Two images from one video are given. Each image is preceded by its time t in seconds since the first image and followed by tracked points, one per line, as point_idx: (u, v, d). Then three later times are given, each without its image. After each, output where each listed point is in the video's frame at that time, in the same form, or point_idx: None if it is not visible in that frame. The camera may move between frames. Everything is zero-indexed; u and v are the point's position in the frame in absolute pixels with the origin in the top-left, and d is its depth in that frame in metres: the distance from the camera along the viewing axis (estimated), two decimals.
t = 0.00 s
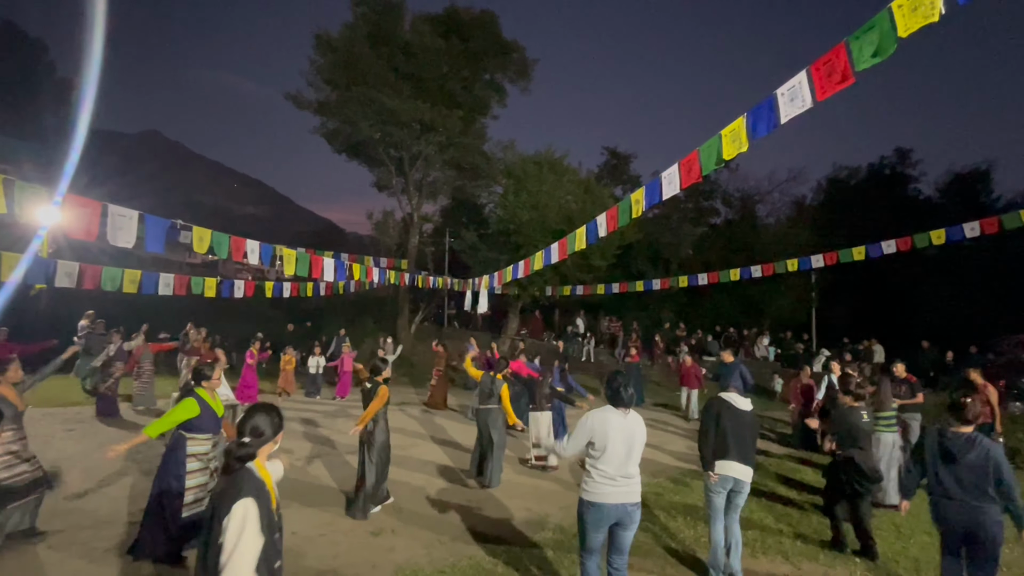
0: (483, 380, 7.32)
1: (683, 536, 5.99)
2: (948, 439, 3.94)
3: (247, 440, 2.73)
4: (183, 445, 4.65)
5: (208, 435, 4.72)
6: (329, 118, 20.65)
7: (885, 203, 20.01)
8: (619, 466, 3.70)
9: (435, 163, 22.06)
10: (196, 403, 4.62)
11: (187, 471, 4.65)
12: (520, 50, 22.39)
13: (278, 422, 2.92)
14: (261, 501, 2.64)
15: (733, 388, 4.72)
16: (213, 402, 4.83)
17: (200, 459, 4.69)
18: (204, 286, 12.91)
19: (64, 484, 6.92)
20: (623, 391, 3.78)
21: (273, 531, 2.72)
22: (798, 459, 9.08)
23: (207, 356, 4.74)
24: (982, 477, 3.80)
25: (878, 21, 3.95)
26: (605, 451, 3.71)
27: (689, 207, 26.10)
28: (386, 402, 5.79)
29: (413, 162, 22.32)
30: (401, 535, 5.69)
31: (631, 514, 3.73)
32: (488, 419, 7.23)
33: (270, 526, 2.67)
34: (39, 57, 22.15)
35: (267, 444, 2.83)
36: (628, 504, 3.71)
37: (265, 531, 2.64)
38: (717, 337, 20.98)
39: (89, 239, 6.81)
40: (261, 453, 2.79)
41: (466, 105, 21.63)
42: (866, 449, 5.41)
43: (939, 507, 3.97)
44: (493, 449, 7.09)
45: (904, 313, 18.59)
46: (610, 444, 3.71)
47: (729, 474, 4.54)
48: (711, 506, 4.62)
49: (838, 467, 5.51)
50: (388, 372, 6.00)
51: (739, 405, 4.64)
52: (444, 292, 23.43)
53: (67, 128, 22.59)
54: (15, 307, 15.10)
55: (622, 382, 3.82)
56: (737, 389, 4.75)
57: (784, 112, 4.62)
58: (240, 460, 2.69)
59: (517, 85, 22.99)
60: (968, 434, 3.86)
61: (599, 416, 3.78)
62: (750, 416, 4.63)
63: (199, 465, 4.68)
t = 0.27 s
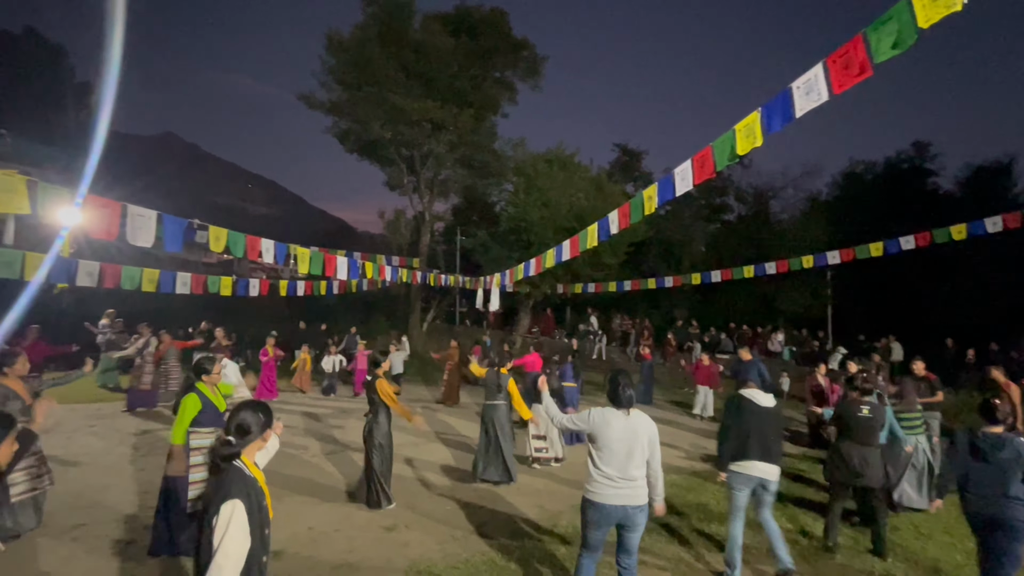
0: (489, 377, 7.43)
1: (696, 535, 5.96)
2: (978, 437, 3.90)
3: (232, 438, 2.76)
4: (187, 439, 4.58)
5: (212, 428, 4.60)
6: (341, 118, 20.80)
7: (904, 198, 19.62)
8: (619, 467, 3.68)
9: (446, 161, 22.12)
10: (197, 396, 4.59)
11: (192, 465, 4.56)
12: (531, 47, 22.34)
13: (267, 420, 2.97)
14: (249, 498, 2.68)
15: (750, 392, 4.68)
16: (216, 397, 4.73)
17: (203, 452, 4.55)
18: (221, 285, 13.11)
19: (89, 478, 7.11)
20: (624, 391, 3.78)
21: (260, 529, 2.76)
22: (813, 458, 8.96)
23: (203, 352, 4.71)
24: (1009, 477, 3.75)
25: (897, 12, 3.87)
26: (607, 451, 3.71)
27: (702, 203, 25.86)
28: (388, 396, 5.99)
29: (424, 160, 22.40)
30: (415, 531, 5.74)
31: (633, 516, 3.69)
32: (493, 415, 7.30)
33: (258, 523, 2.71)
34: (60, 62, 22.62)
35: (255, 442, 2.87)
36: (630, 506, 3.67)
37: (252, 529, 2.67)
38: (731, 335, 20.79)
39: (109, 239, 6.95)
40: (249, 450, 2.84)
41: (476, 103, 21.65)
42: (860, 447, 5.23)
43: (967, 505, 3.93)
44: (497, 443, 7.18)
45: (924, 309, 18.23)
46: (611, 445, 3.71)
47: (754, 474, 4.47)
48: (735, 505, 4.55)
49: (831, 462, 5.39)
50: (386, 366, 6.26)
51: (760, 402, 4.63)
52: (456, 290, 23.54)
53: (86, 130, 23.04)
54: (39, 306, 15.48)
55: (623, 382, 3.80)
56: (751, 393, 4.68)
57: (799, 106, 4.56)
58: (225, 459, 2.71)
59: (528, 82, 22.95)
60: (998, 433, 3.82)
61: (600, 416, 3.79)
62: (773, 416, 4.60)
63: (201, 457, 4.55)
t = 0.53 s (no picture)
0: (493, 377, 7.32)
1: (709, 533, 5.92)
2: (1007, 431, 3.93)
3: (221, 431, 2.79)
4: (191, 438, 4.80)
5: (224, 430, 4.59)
6: (353, 117, 20.91)
7: (923, 193, 19.22)
8: (609, 461, 3.65)
9: (457, 159, 22.14)
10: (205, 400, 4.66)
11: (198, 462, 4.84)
12: (542, 44, 22.25)
13: (258, 409, 2.99)
14: (244, 486, 2.71)
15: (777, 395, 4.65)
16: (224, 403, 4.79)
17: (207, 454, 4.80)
18: (236, 282, 13.29)
19: (111, 472, 7.26)
20: (615, 385, 3.76)
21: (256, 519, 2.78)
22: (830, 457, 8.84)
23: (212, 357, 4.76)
24: None
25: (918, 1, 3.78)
26: (598, 446, 3.70)
27: (715, 199, 25.58)
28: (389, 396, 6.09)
29: (436, 158, 22.45)
30: (428, 526, 5.78)
31: (622, 512, 3.62)
32: (493, 416, 7.21)
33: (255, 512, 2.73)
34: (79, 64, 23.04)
35: (245, 432, 2.89)
36: (618, 501, 3.62)
37: (248, 517, 2.69)
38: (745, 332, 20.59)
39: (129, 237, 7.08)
40: (239, 441, 2.86)
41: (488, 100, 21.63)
42: (862, 452, 5.00)
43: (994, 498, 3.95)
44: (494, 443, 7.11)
45: (945, 306, 17.85)
46: (602, 439, 3.70)
47: (800, 480, 4.44)
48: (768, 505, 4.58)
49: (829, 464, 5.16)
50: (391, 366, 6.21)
51: (790, 402, 4.60)
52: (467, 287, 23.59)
53: (105, 131, 23.46)
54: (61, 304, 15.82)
55: (618, 378, 3.78)
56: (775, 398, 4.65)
57: (816, 99, 4.48)
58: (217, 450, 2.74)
59: (539, 79, 22.87)
60: None
61: (592, 409, 3.81)
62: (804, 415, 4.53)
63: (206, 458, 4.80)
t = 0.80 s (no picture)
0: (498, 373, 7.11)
1: (724, 531, 5.87)
2: None
3: (204, 433, 2.66)
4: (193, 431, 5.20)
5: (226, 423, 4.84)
6: (365, 115, 21.02)
7: (944, 187, 18.79)
8: (603, 458, 3.63)
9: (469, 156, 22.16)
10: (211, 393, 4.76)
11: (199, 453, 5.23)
12: (553, 39, 22.17)
13: (246, 407, 2.87)
14: (232, 490, 2.60)
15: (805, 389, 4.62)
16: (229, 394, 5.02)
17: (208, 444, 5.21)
18: (252, 280, 13.47)
19: (131, 467, 7.40)
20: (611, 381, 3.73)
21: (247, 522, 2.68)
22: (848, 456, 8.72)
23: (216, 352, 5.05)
24: None
25: None
26: (592, 442, 3.70)
27: (729, 195, 25.29)
28: (394, 391, 6.10)
29: (447, 156, 22.49)
30: (442, 522, 5.81)
31: (618, 510, 3.58)
32: (497, 414, 7.10)
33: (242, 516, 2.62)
34: (98, 67, 23.45)
35: (232, 432, 2.76)
36: (613, 499, 3.58)
37: (236, 521, 2.59)
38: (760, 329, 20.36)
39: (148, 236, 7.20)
40: (225, 441, 2.73)
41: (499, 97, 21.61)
42: (877, 448, 4.90)
43: None
44: (495, 442, 6.99)
45: (966, 303, 17.45)
46: (595, 435, 3.70)
47: (832, 478, 4.37)
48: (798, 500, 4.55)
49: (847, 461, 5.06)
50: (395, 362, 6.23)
51: (816, 397, 4.57)
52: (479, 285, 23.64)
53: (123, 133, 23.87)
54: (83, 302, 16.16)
55: (615, 374, 3.76)
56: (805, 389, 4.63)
57: (835, 92, 4.40)
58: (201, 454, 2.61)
59: (550, 75, 22.80)
60: None
61: (587, 407, 3.81)
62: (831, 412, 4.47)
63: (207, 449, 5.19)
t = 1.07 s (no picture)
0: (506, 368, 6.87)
1: (743, 528, 5.83)
2: None
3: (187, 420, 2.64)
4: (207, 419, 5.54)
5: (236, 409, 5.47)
6: (378, 113, 21.11)
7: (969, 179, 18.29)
8: (613, 453, 3.61)
9: (482, 152, 22.17)
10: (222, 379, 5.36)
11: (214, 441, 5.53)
12: (566, 34, 22.04)
13: (234, 393, 2.83)
14: (217, 476, 2.58)
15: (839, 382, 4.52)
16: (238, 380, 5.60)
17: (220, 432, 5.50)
18: (270, 277, 13.66)
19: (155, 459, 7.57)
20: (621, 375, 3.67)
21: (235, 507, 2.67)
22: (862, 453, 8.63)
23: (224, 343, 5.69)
24: None
25: None
26: (603, 437, 3.68)
27: (745, 189, 24.94)
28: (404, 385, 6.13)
29: (460, 152, 22.51)
30: (459, 515, 5.86)
31: (630, 506, 3.55)
32: (507, 409, 6.77)
33: (227, 504, 2.59)
34: (118, 68, 23.89)
35: (219, 419, 2.73)
36: (624, 494, 3.55)
37: (222, 507, 2.57)
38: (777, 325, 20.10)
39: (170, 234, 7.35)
40: (212, 428, 2.70)
41: (511, 93, 21.57)
42: (912, 442, 4.80)
43: None
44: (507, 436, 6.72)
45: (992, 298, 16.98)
46: (605, 430, 3.67)
47: (856, 473, 4.29)
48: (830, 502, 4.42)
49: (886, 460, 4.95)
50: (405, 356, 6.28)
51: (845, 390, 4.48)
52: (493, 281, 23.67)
53: (143, 133, 24.30)
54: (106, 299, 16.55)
55: (623, 367, 3.70)
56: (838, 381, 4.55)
57: (857, 81, 4.32)
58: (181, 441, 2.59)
59: (563, 70, 22.67)
60: None
61: (597, 402, 3.77)
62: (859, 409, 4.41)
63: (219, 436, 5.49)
